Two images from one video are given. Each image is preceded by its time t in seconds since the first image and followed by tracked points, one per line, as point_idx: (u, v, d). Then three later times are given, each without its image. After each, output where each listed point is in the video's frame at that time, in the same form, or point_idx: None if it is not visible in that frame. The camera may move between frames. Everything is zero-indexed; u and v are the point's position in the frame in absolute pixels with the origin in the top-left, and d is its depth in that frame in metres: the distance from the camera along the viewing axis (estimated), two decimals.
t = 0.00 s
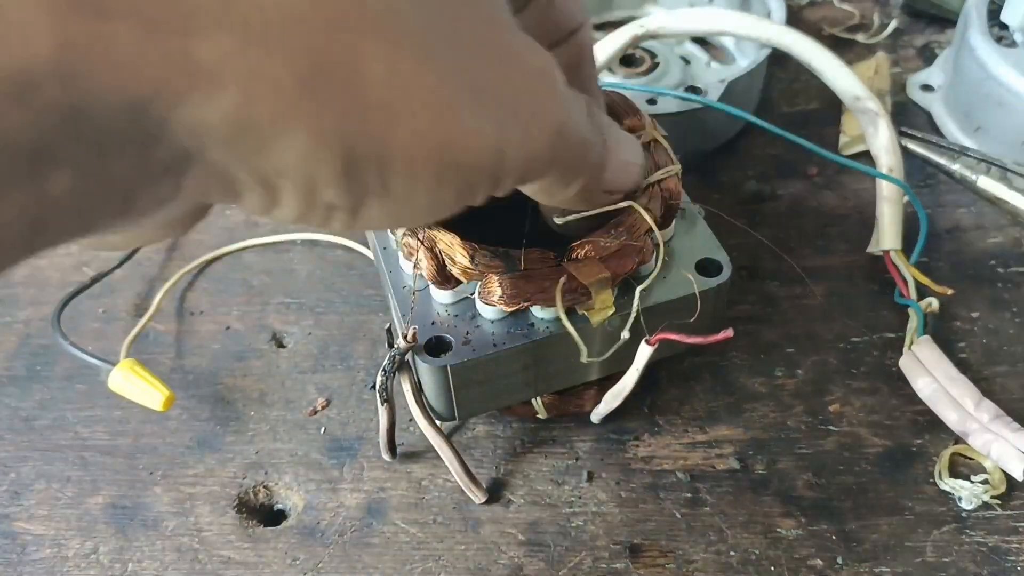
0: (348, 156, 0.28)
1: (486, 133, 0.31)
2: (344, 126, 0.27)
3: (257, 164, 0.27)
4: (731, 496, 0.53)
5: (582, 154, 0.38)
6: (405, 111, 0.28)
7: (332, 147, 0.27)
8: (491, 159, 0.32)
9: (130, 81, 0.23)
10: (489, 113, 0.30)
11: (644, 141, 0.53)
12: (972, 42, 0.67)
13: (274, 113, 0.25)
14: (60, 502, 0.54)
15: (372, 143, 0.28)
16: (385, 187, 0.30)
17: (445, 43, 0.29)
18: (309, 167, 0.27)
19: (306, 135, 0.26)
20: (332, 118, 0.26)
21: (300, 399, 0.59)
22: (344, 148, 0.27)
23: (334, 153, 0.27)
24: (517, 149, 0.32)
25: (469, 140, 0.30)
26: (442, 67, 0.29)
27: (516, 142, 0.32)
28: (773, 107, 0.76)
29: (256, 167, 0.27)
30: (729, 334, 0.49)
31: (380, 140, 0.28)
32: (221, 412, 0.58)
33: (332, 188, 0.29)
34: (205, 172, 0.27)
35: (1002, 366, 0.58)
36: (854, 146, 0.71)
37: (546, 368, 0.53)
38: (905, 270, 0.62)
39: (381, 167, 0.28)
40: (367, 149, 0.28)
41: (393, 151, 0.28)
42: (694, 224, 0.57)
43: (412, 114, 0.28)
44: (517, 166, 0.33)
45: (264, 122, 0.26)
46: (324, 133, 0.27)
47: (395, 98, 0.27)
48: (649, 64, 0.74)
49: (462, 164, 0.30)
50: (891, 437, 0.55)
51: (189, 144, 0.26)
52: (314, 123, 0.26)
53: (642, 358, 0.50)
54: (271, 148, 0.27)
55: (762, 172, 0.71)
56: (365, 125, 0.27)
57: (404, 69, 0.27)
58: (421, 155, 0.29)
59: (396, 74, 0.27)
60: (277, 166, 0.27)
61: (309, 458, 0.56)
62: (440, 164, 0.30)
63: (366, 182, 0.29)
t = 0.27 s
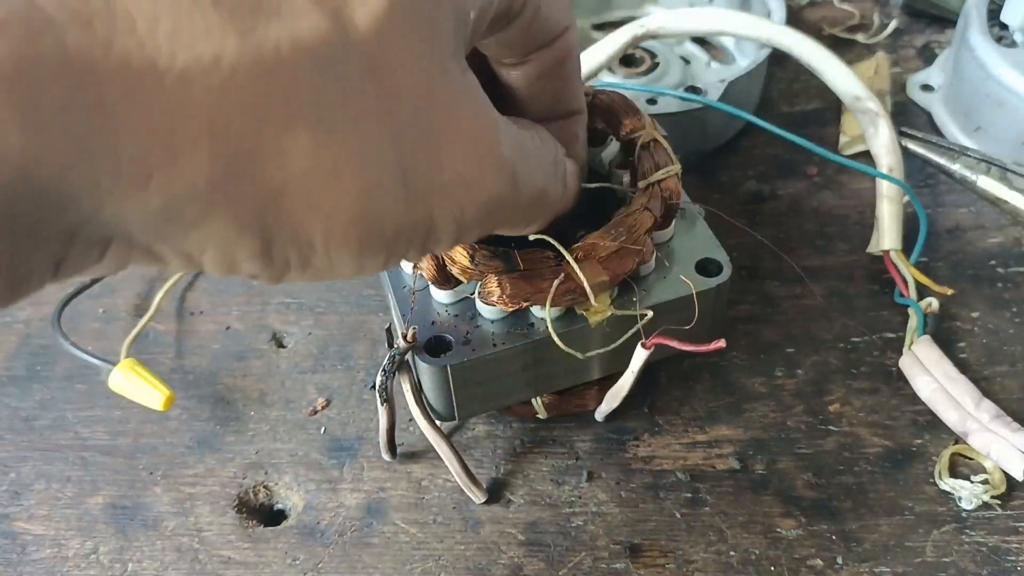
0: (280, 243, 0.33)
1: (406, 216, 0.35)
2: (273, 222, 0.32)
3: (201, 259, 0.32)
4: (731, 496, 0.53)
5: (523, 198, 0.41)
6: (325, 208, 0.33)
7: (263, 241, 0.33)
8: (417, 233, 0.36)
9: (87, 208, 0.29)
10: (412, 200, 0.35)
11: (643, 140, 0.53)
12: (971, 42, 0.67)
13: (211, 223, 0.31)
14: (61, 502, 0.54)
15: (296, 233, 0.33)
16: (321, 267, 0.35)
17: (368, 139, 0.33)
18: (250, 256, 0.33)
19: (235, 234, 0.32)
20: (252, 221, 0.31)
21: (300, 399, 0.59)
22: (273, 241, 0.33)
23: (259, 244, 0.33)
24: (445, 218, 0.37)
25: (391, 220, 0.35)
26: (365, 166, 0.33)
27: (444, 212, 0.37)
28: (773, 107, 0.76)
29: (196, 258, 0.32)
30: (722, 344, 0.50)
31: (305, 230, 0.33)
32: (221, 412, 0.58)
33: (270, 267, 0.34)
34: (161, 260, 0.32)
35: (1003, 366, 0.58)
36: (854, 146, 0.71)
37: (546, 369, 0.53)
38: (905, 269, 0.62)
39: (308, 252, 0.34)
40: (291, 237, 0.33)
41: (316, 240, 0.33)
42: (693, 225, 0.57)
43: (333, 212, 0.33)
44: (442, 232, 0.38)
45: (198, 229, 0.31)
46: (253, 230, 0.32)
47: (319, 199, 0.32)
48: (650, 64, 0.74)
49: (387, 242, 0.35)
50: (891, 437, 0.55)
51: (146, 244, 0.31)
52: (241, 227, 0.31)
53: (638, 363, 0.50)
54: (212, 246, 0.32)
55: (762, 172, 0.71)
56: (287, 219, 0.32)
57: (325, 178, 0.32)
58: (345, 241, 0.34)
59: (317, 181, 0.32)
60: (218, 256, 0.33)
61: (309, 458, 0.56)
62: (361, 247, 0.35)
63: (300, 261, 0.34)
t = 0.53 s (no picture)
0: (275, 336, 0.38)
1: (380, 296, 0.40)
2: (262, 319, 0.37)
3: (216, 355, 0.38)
4: (731, 496, 0.53)
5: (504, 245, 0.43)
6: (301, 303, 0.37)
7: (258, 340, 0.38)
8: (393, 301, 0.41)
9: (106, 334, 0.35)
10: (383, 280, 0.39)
11: (642, 141, 0.53)
12: (971, 42, 0.67)
13: (208, 333, 0.36)
14: (61, 502, 0.54)
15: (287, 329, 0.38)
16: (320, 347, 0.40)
17: (331, 239, 0.37)
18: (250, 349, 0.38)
19: (232, 334, 0.37)
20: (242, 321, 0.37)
21: (300, 399, 0.59)
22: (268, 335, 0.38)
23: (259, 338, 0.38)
24: (426, 288, 0.41)
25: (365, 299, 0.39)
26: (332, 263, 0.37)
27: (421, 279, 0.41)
28: (773, 107, 0.76)
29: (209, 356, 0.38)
30: (721, 344, 0.50)
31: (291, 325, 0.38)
32: (221, 413, 0.58)
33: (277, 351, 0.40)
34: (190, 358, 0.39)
35: (1003, 366, 0.58)
36: (855, 146, 0.71)
37: (546, 368, 0.53)
38: (905, 269, 0.62)
39: (301, 342, 0.39)
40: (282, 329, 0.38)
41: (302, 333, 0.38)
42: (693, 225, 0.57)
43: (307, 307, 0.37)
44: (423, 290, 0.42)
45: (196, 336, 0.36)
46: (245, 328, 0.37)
47: (294, 297, 0.37)
48: (650, 64, 0.74)
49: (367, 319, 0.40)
50: (891, 437, 0.55)
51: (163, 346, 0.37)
52: (234, 330, 0.37)
53: (640, 362, 0.50)
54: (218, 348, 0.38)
55: (763, 173, 0.71)
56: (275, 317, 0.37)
57: (297, 282, 0.37)
58: (331, 327, 0.39)
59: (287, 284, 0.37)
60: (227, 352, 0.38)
61: (310, 459, 0.56)
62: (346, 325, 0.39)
63: (299, 347, 0.40)
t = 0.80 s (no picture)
0: (286, 365, 0.39)
1: (386, 317, 0.40)
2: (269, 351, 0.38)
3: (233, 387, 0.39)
4: (731, 496, 0.53)
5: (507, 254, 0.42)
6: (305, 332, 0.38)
7: (270, 371, 0.39)
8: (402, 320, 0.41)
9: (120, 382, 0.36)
10: (385, 303, 0.39)
11: (642, 141, 0.53)
12: (972, 42, 0.67)
13: (218, 370, 0.37)
14: (61, 502, 0.54)
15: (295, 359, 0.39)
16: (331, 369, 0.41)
17: (328, 264, 0.37)
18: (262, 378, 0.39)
19: (245, 367, 0.38)
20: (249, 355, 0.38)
21: (300, 399, 0.59)
22: (280, 366, 0.39)
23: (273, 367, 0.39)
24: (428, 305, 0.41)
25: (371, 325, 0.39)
26: (330, 292, 0.37)
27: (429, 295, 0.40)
28: (773, 107, 0.76)
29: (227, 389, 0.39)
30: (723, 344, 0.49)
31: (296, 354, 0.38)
32: (221, 412, 0.58)
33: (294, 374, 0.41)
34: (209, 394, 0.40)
35: (1003, 366, 0.58)
36: (855, 146, 0.71)
37: (546, 368, 0.53)
38: (905, 269, 0.62)
39: (314, 368, 0.40)
40: (292, 357, 0.39)
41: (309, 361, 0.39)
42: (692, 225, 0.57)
43: (310, 334, 0.38)
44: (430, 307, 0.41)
45: (208, 373, 0.37)
46: (252, 361, 0.38)
47: (297, 328, 0.37)
48: (650, 64, 0.74)
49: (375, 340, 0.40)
50: (891, 437, 0.55)
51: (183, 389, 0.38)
52: (246, 365, 0.38)
53: (641, 363, 0.50)
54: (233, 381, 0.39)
55: (763, 173, 0.71)
56: (282, 349, 0.38)
57: (298, 317, 0.37)
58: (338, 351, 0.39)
59: (291, 315, 0.37)
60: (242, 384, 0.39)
61: (310, 459, 0.56)
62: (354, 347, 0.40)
63: (313, 372, 0.40)
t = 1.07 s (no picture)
0: (281, 368, 0.39)
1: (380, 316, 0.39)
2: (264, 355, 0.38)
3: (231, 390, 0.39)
4: (731, 496, 0.53)
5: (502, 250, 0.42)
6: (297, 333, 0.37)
7: (267, 374, 0.39)
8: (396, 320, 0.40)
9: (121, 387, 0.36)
10: (377, 306, 0.39)
11: (642, 140, 0.53)
12: (971, 42, 0.67)
13: (215, 373, 0.37)
14: (61, 502, 0.54)
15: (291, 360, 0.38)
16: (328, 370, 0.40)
17: (319, 265, 0.37)
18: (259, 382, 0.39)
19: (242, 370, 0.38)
20: (245, 359, 0.37)
21: (300, 399, 0.59)
22: (276, 367, 0.39)
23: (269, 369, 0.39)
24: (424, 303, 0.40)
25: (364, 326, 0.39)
26: (320, 292, 0.37)
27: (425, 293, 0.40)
28: (773, 108, 0.76)
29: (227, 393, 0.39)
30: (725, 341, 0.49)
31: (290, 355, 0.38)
32: (221, 412, 0.58)
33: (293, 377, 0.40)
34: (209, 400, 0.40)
35: (1003, 366, 0.58)
36: (855, 146, 0.71)
37: (546, 367, 0.54)
38: (905, 269, 0.62)
39: (312, 370, 0.40)
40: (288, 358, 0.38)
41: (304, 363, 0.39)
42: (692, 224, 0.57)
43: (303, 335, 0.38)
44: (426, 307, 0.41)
45: (206, 377, 0.37)
46: (247, 364, 0.38)
47: (289, 330, 0.37)
48: (650, 64, 0.74)
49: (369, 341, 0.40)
50: (891, 437, 0.55)
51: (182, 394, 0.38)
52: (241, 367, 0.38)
53: (642, 361, 0.50)
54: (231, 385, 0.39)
55: (763, 173, 0.71)
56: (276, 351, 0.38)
57: (289, 319, 0.37)
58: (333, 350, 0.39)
59: (282, 316, 0.37)
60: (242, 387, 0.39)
61: (310, 459, 0.56)
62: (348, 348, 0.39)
63: (311, 374, 0.40)
